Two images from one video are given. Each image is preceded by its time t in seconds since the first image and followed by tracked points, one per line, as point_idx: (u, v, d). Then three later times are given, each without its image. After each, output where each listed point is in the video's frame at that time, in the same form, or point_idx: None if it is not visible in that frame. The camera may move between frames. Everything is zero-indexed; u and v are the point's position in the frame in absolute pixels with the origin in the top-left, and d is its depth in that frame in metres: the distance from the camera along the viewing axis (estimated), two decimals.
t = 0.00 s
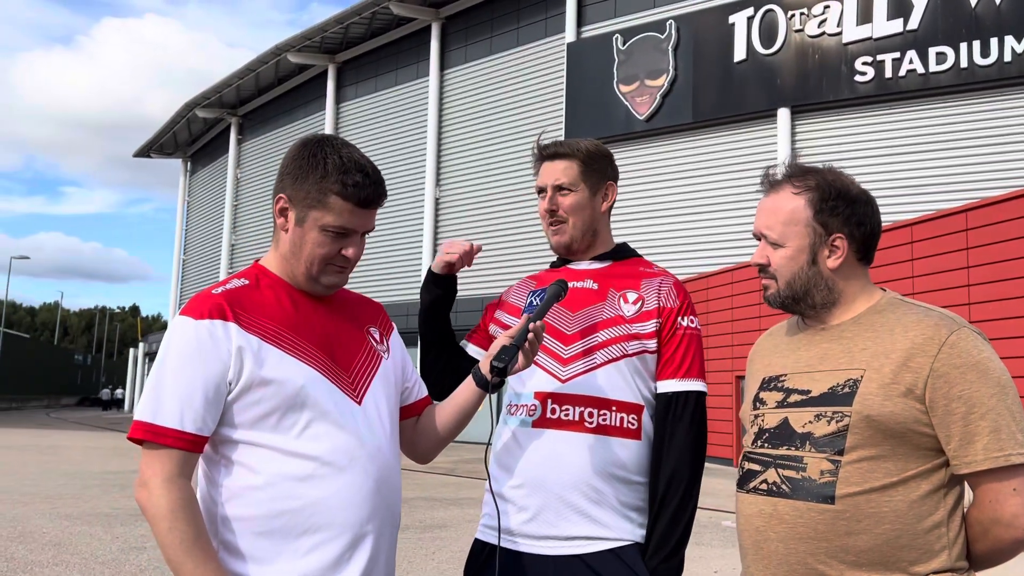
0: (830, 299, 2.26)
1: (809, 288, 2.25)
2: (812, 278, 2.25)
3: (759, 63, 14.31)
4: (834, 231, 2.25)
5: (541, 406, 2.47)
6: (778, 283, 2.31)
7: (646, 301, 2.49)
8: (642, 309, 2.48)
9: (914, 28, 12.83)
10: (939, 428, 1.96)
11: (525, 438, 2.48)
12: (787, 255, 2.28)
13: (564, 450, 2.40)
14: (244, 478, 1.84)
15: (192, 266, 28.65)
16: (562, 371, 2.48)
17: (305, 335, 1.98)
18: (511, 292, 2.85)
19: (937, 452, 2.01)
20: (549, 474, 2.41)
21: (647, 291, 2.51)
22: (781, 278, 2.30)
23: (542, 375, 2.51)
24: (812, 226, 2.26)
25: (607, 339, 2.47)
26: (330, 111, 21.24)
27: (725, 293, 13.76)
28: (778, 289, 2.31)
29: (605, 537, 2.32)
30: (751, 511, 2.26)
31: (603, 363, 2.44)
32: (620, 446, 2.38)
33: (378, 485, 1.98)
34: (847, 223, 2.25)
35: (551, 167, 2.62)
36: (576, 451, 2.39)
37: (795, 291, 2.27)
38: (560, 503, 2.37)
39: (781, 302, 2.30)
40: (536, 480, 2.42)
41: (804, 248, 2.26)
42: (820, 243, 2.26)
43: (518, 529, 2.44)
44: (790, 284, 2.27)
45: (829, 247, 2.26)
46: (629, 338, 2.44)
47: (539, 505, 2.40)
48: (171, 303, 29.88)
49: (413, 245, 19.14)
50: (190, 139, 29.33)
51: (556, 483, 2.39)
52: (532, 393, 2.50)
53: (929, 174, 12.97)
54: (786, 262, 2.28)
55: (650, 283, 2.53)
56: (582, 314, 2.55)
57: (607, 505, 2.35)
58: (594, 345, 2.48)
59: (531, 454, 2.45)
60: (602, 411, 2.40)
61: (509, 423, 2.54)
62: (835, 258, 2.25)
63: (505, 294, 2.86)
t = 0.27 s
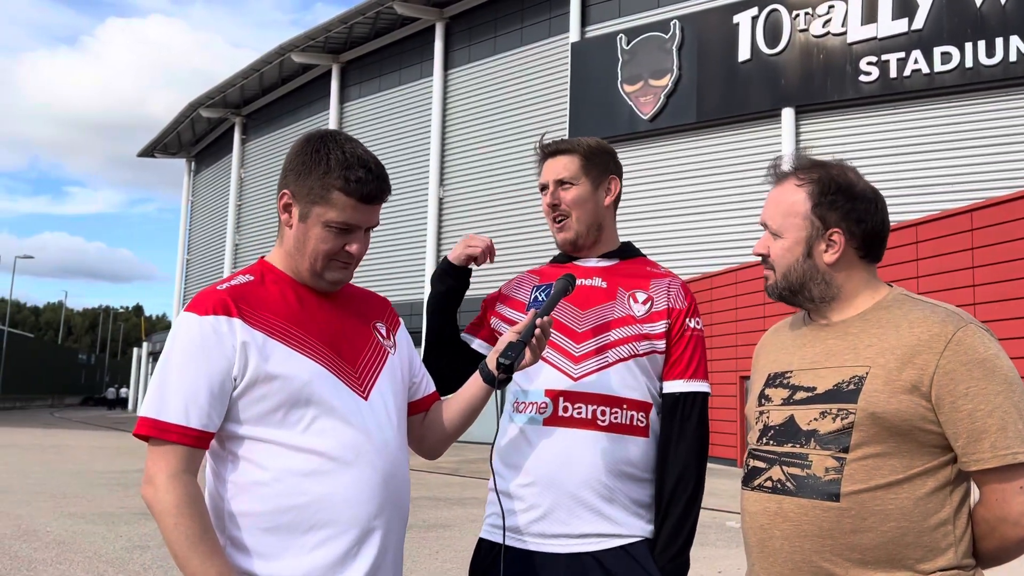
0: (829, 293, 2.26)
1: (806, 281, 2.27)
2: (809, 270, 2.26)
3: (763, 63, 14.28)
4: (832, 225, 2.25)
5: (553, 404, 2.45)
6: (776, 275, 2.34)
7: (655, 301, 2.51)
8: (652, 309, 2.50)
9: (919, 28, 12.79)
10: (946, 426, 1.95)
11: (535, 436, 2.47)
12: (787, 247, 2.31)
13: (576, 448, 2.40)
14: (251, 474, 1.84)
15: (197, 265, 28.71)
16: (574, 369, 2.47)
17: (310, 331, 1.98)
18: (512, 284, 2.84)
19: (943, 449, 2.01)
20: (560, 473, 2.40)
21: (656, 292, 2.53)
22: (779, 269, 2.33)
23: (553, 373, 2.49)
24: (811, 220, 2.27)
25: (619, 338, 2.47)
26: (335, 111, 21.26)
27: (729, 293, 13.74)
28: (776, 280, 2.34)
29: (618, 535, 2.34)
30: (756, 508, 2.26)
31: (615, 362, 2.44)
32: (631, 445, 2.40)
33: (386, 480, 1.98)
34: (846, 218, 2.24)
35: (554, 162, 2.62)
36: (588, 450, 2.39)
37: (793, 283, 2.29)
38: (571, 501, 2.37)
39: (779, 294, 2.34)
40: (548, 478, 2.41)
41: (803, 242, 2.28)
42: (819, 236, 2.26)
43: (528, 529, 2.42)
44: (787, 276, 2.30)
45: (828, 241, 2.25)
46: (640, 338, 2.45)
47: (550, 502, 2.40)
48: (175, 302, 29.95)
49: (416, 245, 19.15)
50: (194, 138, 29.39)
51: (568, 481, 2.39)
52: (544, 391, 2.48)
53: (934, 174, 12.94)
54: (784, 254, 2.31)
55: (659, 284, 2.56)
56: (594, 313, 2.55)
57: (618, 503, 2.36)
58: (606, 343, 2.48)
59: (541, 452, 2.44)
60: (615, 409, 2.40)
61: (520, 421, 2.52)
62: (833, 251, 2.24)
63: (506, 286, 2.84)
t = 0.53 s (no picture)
0: (827, 289, 2.26)
1: (804, 277, 2.26)
2: (806, 266, 2.26)
3: (763, 62, 14.27)
4: (828, 221, 2.24)
5: (559, 402, 2.41)
6: (775, 270, 2.35)
7: (655, 299, 2.54)
8: (652, 307, 2.53)
9: (919, 28, 12.78)
10: (942, 424, 1.94)
11: (539, 434, 2.42)
12: (784, 243, 2.31)
13: (583, 446, 2.37)
14: (247, 472, 1.83)
15: (196, 265, 28.70)
16: (580, 366, 2.45)
17: (307, 327, 1.97)
18: (502, 280, 2.78)
19: (940, 447, 1.99)
20: (568, 470, 2.36)
21: (655, 290, 2.56)
22: (778, 265, 2.34)
23: (557, 370, 2.45)
24: (808, 216, 2.26)
25: (623, 336, 2.47)
26: (334, 110, 21.25)
27: (729, 293, 13.73)
28: (776, 275, 2.35)
29: (626, 532, 2.34)
30: (752, 505, 2.25)
31: (619, 359, 2.44)
32: (636, 442, 2.41)
33: (383, 478, 1.96)
34: (844, 214, 2.22)
35: (551, 158, 2.62)
36: (594, 448, 2.37)
37: (791, 279, 2.29)
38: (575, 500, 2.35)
39: (778, 290, 2.34)
40: (554, 477, 2.37)
41: (799, 237, 2.28)
42: (815, 231, 2.25)
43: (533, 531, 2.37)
44: (785, 272, 2.30)
45: (825, 238, 2.24)
46: (643, 335, 2.47)
47: (557, 501, 2.36)
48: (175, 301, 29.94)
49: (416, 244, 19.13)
50: (194, 137, 29.37)
51: (576, 478, 2.35)
52: (550, 389, 2.43)
53: (934, 174, 12.93)
54: (782, 249, 2.32)
55: (658, 281, 2.59)
56: (595, 310, 2.53)
57: (625, 499, 2.37)
58: (609, 340, 2.47)
59: (546, 450, 2.39)
60: (620, 407, 2.40)
61: (527, 421, 2.44)
62: (830, 247, 2.23)
63: (497, 284, 2.77)
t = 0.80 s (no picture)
0: (821, 288, 2.25)
1: (798, 276, 2.26)
2: (800, 265, 2.26)
3: (759, 61, 14.28)
4: (823, 220, 2.23)
5: (553, 400, 2.40)
6: (769, 268, 2.35)
7: (644, 299, 2.56)
8: (642, 306, 2.54)
9: (914, 27, 12.80)
10: (929, 423, 1.93)
11: (531, 431, 2.40)
12: (777, 241, 2.31)
13: (578, 444, 2.37)
14: (235, 471, 1.82)
15: (191, 263, 28.61)
16: (573, 364, 2.43)
17: (295, 325, 1.95)
18: (486, 272, 2.66)
19: (929, 445, 1.99)
20: (562, 468, 2.35)
21: (645, 290, 2.58)
22: (772, 263, 2.33)
23: (550, 366, 2.44)
24: (802, 214, 2.26)
25: (615, 335, 2.47)
26: (330, 108, 21.21)
27: (724, 291, 13.74)
28: (770, 274, 2.34)
29: (622, 530, 2.35)
30: (742, 503, 2.25)
31: (611, 358, 2.44)
32: (630, 438, 2.43)
33: (374, 476, 1.96)
34: (838, 212, 2.21)
35: (539, 153, 2.61)
36: (587, 445, 2.37)
37: (785, 278, 2.29)
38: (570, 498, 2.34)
39: (773, 288, 2.34)
40: (548, 474, 2.36)
41: (793, 236, 2.27)
42: (809, 231, 2.25)
43: (528, 531, 2.34)
44: (779, 271, 2.30)
45: (819, 236, 2.24)
46: (635, 335, 2.49)
47: (551, 499, 2.34)
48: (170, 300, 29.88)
49: (411, 243, 19.10)
50: (189, 135, 29.29)
51: (570, 476, 2.35)
52: (543, 386, 2.41)
53: (929, 172, 12.94)
54: (776, 247, 2.31)
55: (647, 281, 2.61)
56: (587, 307, 2.50)
57: (618, 497, 2.38)
58: (603, 339, 2.46)
59: (539, 448, 2.38)
60: (614, 404, 2.40)
61: (522, 420, 2.42)
62: (824, 246, 2.23)
63: (481, 277, 2.65)
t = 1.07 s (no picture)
0: (812, 287, 2.26)
1: (790, 275, 2.25)
2: (793, 265, 2.25)
3: (752, 58, 14.29)
4: (815, 219, 2.23)
5: (538, 398, 2.40)
6: (761, 268, 2.34)
7: (628, 295, 2.56)
8: (627, 302, 2.54)
9: (906, 25, 12.84)
10: (915, 420, 1.94)
11: (517, 430, 2.40)
12: (770, 242, 2.30)
13: (563, 441, 2.37)
14: (220, 470, 1.81)
15: (183, 260, 28.50)
16: (559, 363, 2.43)
17: (281, 325, 1.95)
18: (468, 279, 2.65)
19: (915, 442, 1.99)
20: (547, 466, 2.36)
21: (628, 286, 2.58)
22: (764, 264, 2.32)
23: (536, 365, 2.44)
24: (794, 214, 2.25)
25: (603, 332, 2.47)
26: (322, 105, 21.14)
27: (717, 288, 13.76)
28: (761, 274, 2.34)
29: (605, 526, 2.35)
30: (731, 500, 2.25)
31: (596, 355, 2.44)
32: (614, 435, 2.43)
33: (360, 475, 1.95)
34: (830, 211, 2.22)
35: (530, 159, 2.58)
36: (572, 442, 2.37)
37: (777, 278, 2.28)
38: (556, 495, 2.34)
39: (764, 288, 2.33)
40: (534, 472, 2.36)
41: (785, 235, 2.27)
42: (803, 230, 2.24)
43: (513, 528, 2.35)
44: (771, 270, 2.29)
45: (811, 235, 2.24)
46: (620, 331, 2.48)
47: (537, 497, 2.34)
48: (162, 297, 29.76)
49: (405, 240, 19.08)
50: (181, 132, 29.16)
51: (556, 474, 2.35)
52: (528, 384, 2.42)
53: (920, 170, 12.99)
54: (768, 248, 2.30)
55: (629, 278, 2.61)
56: (573, 306, 2.50)
57: (602, 494, 2.37)
58: (589, 336, 2.46)
59: (524, 446, 2.38)
60: (599, 402, 2.40)
61: (507, 419, 2.42)
62: (817, 245, 2.23)
63: (463, 283, 2.64)
